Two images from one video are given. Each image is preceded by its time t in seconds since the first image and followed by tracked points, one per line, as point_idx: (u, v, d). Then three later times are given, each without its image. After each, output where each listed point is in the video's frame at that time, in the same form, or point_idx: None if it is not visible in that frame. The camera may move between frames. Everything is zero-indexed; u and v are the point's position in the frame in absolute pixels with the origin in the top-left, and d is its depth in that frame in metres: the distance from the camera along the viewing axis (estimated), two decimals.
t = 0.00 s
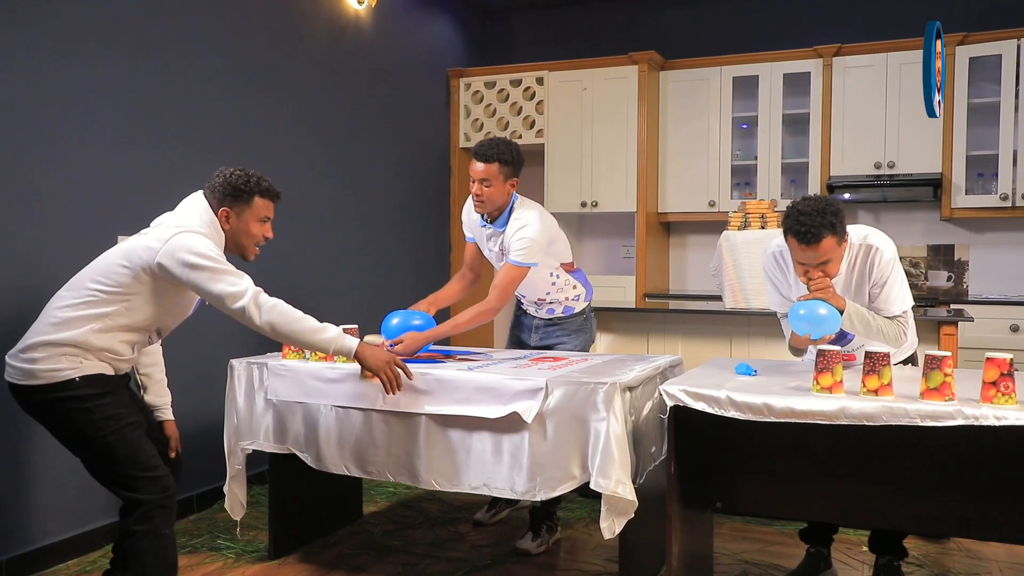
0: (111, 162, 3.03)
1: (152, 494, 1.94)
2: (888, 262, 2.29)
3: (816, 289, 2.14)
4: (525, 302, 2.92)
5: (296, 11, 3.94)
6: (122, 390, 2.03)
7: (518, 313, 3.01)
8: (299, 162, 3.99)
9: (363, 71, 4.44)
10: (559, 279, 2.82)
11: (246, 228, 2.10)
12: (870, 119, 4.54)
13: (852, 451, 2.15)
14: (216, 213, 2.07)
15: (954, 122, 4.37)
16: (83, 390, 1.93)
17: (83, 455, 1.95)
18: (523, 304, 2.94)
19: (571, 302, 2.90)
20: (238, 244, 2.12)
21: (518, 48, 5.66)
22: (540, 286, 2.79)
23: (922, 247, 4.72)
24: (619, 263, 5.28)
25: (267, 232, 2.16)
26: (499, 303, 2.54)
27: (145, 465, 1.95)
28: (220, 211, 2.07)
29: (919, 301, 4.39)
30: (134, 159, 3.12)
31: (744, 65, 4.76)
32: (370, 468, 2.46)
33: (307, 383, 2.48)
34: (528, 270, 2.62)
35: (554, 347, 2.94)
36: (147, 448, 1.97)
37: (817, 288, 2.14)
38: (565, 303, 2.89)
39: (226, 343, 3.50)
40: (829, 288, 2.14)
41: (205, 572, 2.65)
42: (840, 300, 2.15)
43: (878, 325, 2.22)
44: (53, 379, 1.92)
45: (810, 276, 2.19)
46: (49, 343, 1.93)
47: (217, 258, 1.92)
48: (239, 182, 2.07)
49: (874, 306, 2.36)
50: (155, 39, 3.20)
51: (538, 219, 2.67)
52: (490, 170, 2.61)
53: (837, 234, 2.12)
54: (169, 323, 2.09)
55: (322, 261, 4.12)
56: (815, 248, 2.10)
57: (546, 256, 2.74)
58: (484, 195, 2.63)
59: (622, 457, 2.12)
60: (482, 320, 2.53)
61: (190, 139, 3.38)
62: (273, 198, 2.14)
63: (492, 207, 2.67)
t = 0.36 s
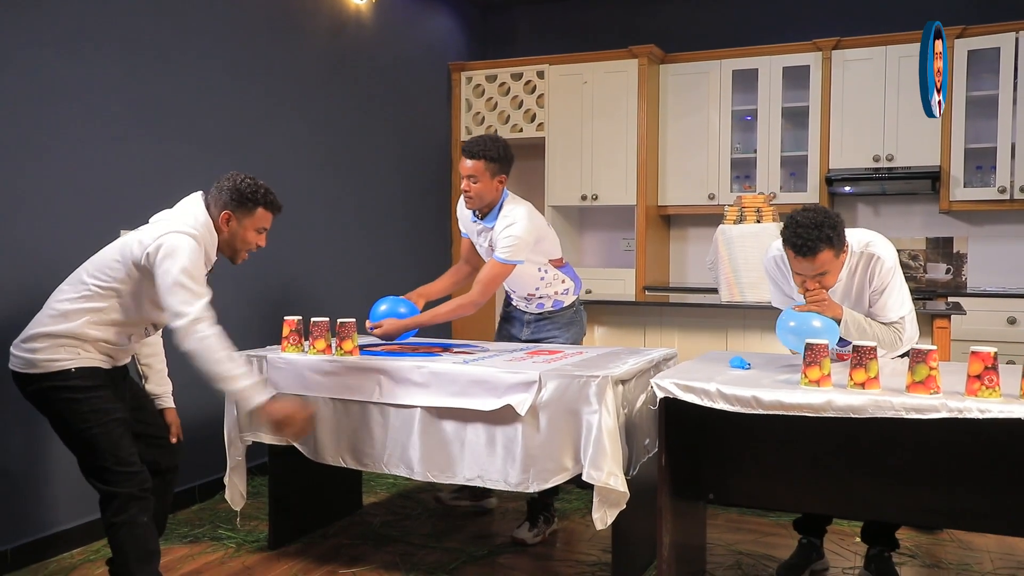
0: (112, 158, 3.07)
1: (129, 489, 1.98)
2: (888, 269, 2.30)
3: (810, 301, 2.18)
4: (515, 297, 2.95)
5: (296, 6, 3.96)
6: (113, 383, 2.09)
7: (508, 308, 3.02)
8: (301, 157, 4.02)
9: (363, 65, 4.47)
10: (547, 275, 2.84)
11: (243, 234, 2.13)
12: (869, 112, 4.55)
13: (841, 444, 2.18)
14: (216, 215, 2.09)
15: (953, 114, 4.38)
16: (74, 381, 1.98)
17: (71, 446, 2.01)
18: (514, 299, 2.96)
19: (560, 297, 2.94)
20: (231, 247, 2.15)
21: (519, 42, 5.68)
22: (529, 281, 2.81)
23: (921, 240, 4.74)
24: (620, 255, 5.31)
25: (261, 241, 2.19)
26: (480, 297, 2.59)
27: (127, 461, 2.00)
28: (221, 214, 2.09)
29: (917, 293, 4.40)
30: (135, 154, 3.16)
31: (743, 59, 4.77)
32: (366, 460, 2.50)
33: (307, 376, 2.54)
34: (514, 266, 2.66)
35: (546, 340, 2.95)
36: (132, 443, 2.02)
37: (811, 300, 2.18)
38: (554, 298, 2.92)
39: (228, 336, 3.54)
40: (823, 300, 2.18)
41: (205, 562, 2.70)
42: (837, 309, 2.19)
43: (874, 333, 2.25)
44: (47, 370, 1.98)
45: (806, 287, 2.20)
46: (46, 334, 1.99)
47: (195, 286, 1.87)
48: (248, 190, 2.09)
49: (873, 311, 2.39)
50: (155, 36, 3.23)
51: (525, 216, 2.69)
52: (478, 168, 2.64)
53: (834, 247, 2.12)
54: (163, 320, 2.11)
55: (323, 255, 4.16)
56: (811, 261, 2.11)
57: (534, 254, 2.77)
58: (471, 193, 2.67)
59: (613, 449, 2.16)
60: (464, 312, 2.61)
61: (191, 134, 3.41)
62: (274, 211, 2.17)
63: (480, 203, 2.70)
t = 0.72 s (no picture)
0: (114, 162, 3.13)
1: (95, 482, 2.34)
2: (887, 270, 2.32)
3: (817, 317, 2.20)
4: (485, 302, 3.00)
5: (297, 11, 4.02)
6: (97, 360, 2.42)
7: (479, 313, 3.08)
8: (302, 161, 4.08)
9: (364, 69, 4.52)
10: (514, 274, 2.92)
11: (219, 208, 2.40)
12: (865, 115, 4.59)
13: (825, 446, 2.23)
14: (196, 188, 2.36)
15: (948, 117, 4.41)
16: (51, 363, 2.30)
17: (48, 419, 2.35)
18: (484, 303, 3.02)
19: (530, 297, 3.01)
20: (205, 219, 2.42)
21: (519, 45, 5.73)
22: (497, 282, 2.88)
23: (917, 242, 4.78)
24: (619, 256, 5.36)
25: (234, 216, 2.46)
26: (455, 294, 2.66)
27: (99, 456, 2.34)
28: (201, 188, 2.36)
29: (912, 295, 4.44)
30: (137, 159, 3.22)
31: (741, 62, 4.81)
32: (361, 460, 2.55)
33: (303, 378, 2.59)
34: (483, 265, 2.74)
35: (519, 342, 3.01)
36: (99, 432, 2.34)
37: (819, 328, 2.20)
38: (524, 298, 2.99)
39: (229, 337, 3.60)
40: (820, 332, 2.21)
41: (205, 560, 2.76)
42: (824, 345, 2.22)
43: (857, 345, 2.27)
44: (29, 346, 2.31)
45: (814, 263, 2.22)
46: (32, 305, 2.30)
47: (101, 257, 2.17)
48: (228, 169, 2.37)
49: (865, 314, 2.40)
50: (157, 43, 3.29)
51: (490, 215, 2.77)
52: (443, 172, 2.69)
53: (847, 227, 2.17)
54: (129, 282, 2.35)
55: (323, 257, 4.21)
56: (825, 237, 2.13)
57: (501, 252, 2.83)
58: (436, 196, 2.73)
59: (602, 450, 2.20)
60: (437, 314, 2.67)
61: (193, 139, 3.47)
62: (249, 190, 2.44)
63: (447, 207, 2.76)
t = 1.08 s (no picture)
0: (112, 170, 3.18)
1: (76, 473, 2.47)
2: (884, 281, 2.36)
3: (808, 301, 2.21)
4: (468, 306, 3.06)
5: (293, 19, 4.07)
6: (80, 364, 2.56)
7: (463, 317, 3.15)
8: (299, 167, 4.13)
9: (360, 76, 4.57)
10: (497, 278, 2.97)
11: (188, 218, 2.56)
12: (856, 120, 4.63)
13: (805, 450, 2.28)
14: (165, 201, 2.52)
15: (938, 122, 4.45)
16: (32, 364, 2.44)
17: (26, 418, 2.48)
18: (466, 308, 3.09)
19: (511, 303, 3.06)
20: (178, 230, 2.58)
21: (516, 50, 5.78)
22: (479, 286, 2.93)
23: (908, 246, 4.82)
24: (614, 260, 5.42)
25: (205, 225, 2.62)
26: (441, 297, 2.71)
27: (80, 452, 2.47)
28: (170, 199, 2.53)
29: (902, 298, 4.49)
30: (135, 166, 3.28)
31: (734, 68, 4.86)
32: (352, 464, 2.60)
33: (296, 383, 2.64)
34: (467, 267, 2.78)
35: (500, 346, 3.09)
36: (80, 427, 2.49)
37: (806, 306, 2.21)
38: (505, 304, 3.04)
39: (226, 342, 3.65)
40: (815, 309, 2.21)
41: (200, 561, 2.81)
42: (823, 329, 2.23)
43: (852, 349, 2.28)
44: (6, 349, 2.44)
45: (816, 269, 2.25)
46: (12, 310, 2.46)
47: (70, 266, 2.32)
48: (195, 179, 2.53)
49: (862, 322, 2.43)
50: (155, 52, 3.34)
51: (470, 218, 2.81)
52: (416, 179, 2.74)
53: (850, 234, 2.20)
54: (106, 290, 2.50)
55: (320, 262, 4.27)
56: (828, 244, 2.16)
57: (482, 255, 2.88)
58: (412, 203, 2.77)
59: (586, 454, 2.26)
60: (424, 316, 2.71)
61: (190, 146, 3.52)
62: (218, 198, 2.61)
63: (425, 213, 2.80)
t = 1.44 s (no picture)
0: (110, 175, 3.23)
1: (58, 472, 2.55)
2: (874, 264, 2.35)
3: (803, 283, 2.22)
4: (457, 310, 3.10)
5: (290, 25, 4.12)
6: (65, 365, 2.58)
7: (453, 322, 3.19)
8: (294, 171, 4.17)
9: (357, 80, 4.62)
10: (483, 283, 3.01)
11: (185, 227, 2.59)
12: (848, 125, 4.68)
13: (790, 454, 2.32)
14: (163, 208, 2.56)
15: (928, 127, 4.50)
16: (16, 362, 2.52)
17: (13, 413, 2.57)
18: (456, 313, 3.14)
19: (499, 308, 3.09)
20: (174, 238, 2.61)
21: (512, 54, 5.82)
22: (464, 291, 2.97)
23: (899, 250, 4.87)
24: (608, 263, 5.46)
25: (201, 233, 2.65)
26: (420, 306, 2.75)
27: (62, 450, 2.55)
28: (168, 208, 2.56)
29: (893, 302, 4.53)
30: (133, 171, 3.32)
31: (727, 73, 4.91)
32: (346, 466, 2.64)
33: (290, 386, 2.68)
34: (447, 273, 2.82)
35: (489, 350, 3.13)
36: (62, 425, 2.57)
37: (805, 282, 2.21)
38: (493, 309, 3.08)
39: (223, 344, 3.69)
40: (816, 283, 2.20)
41: (195, 561, 2.86)
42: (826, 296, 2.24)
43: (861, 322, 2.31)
44: None
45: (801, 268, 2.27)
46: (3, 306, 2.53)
47: (60, 265, 2.37)
48: (193, 189, 2.57)
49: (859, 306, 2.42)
50: (153, 59, 3.39)
51: (451, 224, 2.84)
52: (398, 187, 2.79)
53: (831, 233, 2.22)
54: (101, 292, 2.54)
55: (316, 265, 4.31)
56: (807, 242, 2.19)
57: (464, 261, 2.92)
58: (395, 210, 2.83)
59: (575, 457, 2.30)
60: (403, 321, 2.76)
61: (187, 151, 3.56)
62: (214, 208, 2.64)
63: (407, 221, 2.85)
